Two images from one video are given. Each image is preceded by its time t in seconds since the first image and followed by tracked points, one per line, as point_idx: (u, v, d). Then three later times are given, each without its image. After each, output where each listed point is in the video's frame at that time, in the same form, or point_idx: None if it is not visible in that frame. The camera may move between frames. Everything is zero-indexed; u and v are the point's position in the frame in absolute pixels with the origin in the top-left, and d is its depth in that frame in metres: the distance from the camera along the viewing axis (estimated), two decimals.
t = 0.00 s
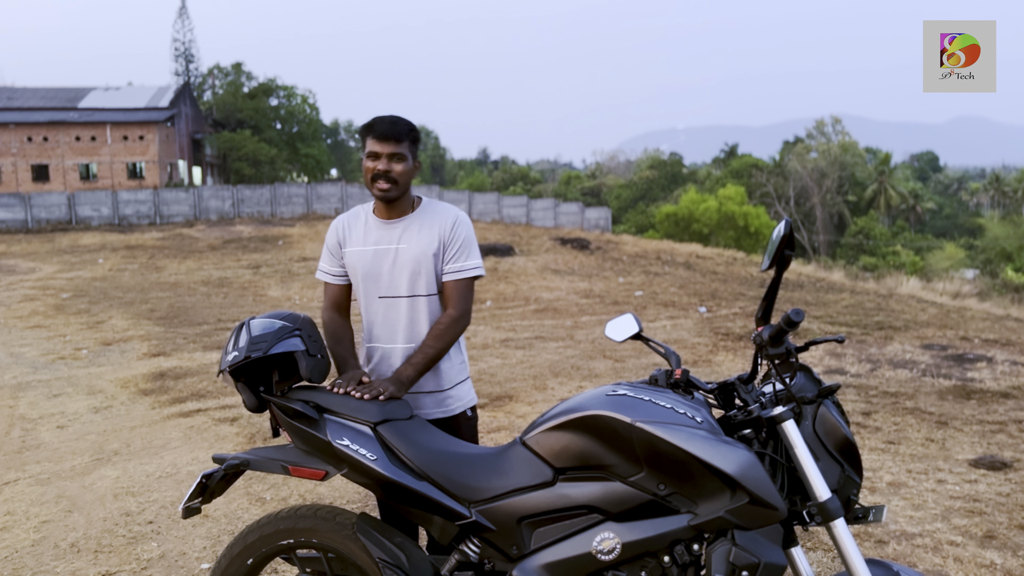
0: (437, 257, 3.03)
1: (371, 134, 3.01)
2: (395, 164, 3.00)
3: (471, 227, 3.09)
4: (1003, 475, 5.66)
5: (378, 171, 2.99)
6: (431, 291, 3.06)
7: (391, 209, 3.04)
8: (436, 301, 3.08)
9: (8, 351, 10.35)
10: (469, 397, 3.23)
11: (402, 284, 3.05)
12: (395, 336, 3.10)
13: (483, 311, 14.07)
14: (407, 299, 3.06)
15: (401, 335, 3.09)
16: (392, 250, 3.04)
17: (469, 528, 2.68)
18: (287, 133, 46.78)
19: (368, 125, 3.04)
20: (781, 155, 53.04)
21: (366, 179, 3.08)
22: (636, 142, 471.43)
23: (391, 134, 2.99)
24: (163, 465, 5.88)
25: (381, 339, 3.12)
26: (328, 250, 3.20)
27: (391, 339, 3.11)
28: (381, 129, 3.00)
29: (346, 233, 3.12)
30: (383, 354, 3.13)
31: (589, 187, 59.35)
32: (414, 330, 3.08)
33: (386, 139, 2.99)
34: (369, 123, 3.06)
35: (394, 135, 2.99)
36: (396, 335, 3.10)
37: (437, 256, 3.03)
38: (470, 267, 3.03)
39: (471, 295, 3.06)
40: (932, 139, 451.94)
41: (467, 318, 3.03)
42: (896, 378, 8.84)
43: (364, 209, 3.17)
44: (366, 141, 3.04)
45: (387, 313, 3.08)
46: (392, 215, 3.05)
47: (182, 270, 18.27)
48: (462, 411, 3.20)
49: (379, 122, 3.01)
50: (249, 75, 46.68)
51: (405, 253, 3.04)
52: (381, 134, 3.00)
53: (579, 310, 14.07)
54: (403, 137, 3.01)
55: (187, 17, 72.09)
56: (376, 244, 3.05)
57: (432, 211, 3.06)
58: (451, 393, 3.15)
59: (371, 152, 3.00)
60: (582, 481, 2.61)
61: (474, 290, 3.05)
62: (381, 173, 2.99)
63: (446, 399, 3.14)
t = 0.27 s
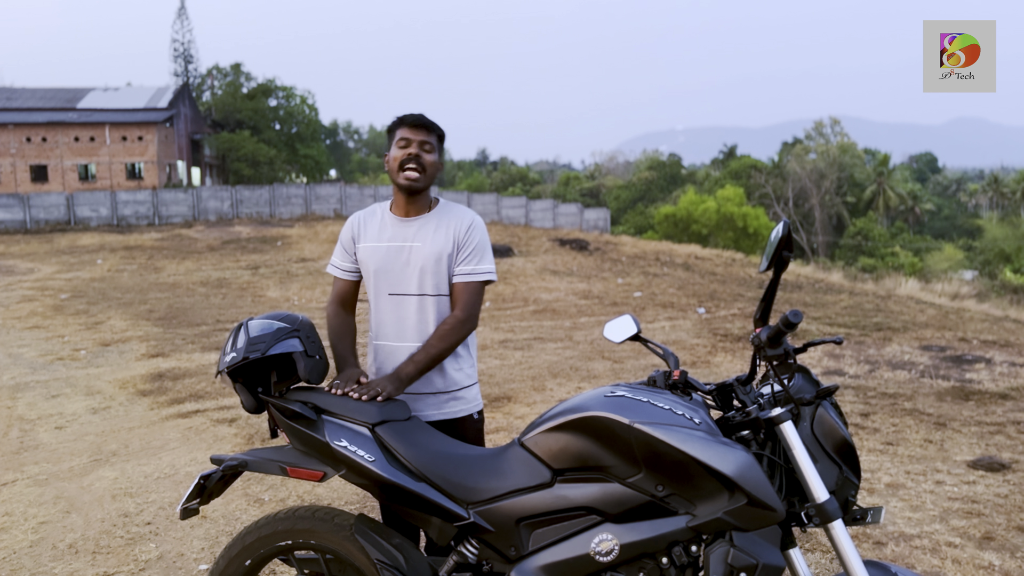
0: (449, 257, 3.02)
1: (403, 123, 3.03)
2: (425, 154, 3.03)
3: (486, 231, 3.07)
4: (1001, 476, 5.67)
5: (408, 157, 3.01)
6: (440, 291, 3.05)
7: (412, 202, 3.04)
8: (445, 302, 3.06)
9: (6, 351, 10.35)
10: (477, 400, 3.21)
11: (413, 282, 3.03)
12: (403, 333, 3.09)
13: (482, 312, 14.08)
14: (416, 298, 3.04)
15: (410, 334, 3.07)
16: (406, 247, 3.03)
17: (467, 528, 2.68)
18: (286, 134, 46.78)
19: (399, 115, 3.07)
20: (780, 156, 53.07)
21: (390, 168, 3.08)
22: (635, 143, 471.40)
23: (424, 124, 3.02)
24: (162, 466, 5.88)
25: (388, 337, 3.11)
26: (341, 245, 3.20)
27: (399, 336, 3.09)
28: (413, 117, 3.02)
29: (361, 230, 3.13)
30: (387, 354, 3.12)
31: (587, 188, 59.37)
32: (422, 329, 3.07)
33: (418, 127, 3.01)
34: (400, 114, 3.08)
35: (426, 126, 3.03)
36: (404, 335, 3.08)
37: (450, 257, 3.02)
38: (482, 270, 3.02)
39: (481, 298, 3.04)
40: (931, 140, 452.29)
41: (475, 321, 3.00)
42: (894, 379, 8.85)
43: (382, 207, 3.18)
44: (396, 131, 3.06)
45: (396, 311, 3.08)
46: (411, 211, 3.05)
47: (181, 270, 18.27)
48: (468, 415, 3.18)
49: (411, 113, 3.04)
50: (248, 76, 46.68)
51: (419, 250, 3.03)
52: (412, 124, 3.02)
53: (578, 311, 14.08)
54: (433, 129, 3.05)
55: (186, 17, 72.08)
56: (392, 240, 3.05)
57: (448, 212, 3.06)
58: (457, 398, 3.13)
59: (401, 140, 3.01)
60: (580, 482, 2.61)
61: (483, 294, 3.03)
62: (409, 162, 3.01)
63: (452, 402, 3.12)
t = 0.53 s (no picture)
0: (457, 260, 3.00)
1: (414, 122, 3.02)
2: (436, 155, 3.02)
3: (495, 236, 3.05)
4: (1000, 477, 5.67)
5: (419, 157, 2.99)
6: (447, 296, 3.03)
7: (423, 203, 3.02)
8: (452, 306, 3.04)
9: (5, 352, 10.34)
10: (484, 403, 3.20)
11: (421, 285, 3.02)
12: (409, 336, 3.07)
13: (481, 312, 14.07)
14: (422, 300, 3.03)
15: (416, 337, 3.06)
16: (415, 250, 3.02)
17: (466, 529, 2.68)
18: (285, 134, 46.77)
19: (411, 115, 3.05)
20: (779, 157, 53.08)
21: (400, 167, 3.07)
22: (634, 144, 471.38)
23: (436, 124, 3.01)
24: (160, 467, 5.88)
25: (394, 339, 3.11)
26: (351, 245, 3.20)
27: (404, 339, 3.08)
28: (424, 117, 3.00)
29: (370, 230, 3.13)
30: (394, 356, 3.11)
31: (586, 189, 59.38)
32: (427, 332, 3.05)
33: (429, 126, 3.00)
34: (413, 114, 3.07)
35: (439, 126, 3.01)
36: (410, 338, 3.07)
37: (459, 261, 3.00)
38: (491, 276, 3.00)
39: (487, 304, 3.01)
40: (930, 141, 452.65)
41: (481, 325, 2.98)
42: (893, 380, 8.85)
43: (392, 207, 3.17)
44: (407, 130, 3.05)
45: (403, 313, 3.06)
46: (420, 214, 3.04)
47: (180, 271, 18.27)
48: (475, 418, 3.17)
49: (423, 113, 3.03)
50: (247, 76, 46.65)
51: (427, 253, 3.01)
52: (424, 123, 3.01)
53: (577, 312, 14.07)
54: (445, 130, 3.04)
55: (185, 17, 72.01)
56: (401, 242, 3.04)
57: (457, 215, 3.04)
58: (465, 400, 3.12)
59: (412, 140, 3.00)
60: (580, 483, 2.61)
61: (490, 299, 3.01)
62: (420, 162, 2.99)
63: (459, 405, 3.11)
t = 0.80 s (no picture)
0: (459, 265, 2.98)
1: (405, 137, 2.99)
2: (431, 168, 2.98)
3: (499, 236, 3.01)
4: (999, 478, 5.67)
5: (416, 175, 2.97)
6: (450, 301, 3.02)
7: (424, 213, 3.01)
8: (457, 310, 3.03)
9: (3, 353, 10.32)
10: (494, 406, 3.20)
11: (426, 290, 3.03)
12: (416, 341, 3.09)
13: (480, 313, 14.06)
14: (429, 306, 3.03)
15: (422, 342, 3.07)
16: (418, 257, 3.02)
17: (465, 530, 2.68)
18: (284, 135, 46.76)
19: (401, 128, 3.01)
20: (778, 158, 53.09)
21: (397, 182, 3.05)
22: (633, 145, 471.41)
23: (426, 136, 2.98)
24: (159, 468, 5.87)
25: (403, 344, 3.12)
26: (355, 249, 3.20)
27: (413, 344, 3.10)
28: (415, 131, 2.98)
29: (374, 235, 3.12)
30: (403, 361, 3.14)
31: (585, 189, 59.38)
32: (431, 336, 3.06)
33: (421, 140, 2.98)
34: (402, 126, 3.03)
35: (429, 137, 2.98)
36: (418, 343, 3.08)
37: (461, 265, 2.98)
38: (494, 279, 2.97)
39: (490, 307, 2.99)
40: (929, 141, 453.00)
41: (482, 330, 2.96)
42: (892, 381, 8.85)
43: (395, 211, 3.16)
44: (398, 145, 3.02)
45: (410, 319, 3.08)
46: (422, 221, 3.02)
47: (179, 271, 18.25)
48: (485, 421, 3.17)
49: (412, 126, 3.00)
50: (246, 76, 46.62)
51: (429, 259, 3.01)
52: (416, 137, 2.98)
53: (576, 312, 14.07)
54: (436, 139, 3.01)
55: (184, 17, 71.95)
56: (405, 249, 3.04)
57: (459, 217, 3.02)
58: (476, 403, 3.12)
59: (405, 156, 2.97)
60: (578, 483, 2.61)
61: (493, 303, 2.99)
62: (417, 177, 2.97)
63: (468, 408, 3.11)
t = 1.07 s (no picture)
0: (458, 270, 2.97)
1: (387, 160, 2.91)
2: (418, 188, 2.92)
3: (496, 239, 3.00)
4: (998, 478, 5.68)
5: (405, 200, 2.91)
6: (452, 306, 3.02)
7: (418, 228, 2.99)
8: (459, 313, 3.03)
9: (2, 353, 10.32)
10: (503, 406, 3.20)
11: (427, 298, 3.02)
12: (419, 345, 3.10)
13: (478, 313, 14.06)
14: (431, 313, 3.03)
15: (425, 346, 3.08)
16: (415, 265, 3.01)
17: (465, 530, 2.68)
18: (283, 135, 46.76)
19: (379, 148, 2.93)
20: (776, 158, 53.12)
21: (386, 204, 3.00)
22: (632, 146, 471.50)
23: (408, 157, 2.91)
24: (158, 468, 5.86)
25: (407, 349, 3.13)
26: (349, 256, 3.20)
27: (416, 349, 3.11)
28: (396, 153, 2.90)
29: (370, 243, 3.11)
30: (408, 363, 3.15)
31: (584, 190, 59.40)
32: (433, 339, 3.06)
33: (405, 162, 2.90)
34: (380, 144, 2.94)
35: (412, 158, 2.91)
36: (421, 346, 3.09)
37: (459, 269, 2.97)
38: (494, 281, 2.95)
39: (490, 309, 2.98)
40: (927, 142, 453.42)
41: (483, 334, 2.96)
42: (892, 381, 8.85)
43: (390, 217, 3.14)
44: (380, 167, 2.95)
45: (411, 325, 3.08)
46: (417, 233, 3.00)
47: (177, 271, 18.24)
48: (493, 421, 3.17)
49: (393, 147, 2.91)
50: (244, 77, 46.62)
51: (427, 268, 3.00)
52: (398, 159, 2.90)
53: (575, 312, 14.08)
54: (418, 156, 2.93)
55: (183, 18, 71.94)
56: (402, 258, 3.03)
57: (455, 222, 3.00)
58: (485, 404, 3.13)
59: (391, 181, 2.91)
60: (577, 484, 2.61)
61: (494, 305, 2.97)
62: (406, 201, 2.91)
63: (475, 410, 3.11)
